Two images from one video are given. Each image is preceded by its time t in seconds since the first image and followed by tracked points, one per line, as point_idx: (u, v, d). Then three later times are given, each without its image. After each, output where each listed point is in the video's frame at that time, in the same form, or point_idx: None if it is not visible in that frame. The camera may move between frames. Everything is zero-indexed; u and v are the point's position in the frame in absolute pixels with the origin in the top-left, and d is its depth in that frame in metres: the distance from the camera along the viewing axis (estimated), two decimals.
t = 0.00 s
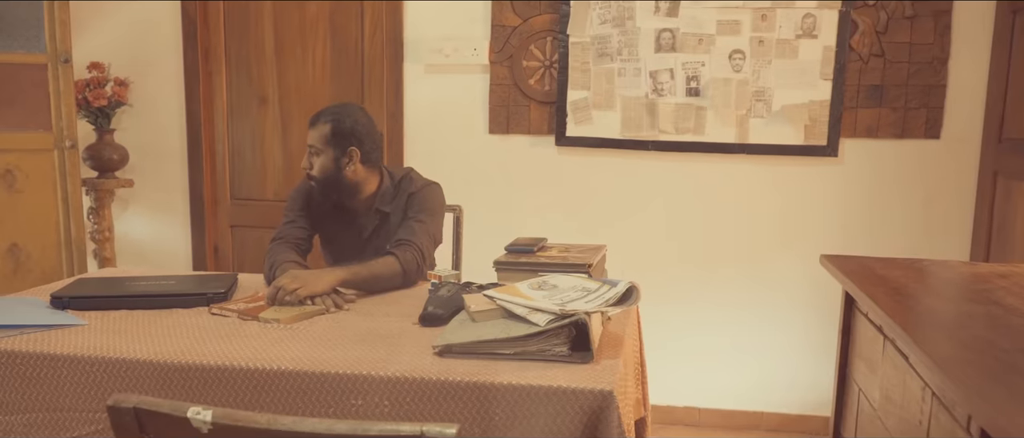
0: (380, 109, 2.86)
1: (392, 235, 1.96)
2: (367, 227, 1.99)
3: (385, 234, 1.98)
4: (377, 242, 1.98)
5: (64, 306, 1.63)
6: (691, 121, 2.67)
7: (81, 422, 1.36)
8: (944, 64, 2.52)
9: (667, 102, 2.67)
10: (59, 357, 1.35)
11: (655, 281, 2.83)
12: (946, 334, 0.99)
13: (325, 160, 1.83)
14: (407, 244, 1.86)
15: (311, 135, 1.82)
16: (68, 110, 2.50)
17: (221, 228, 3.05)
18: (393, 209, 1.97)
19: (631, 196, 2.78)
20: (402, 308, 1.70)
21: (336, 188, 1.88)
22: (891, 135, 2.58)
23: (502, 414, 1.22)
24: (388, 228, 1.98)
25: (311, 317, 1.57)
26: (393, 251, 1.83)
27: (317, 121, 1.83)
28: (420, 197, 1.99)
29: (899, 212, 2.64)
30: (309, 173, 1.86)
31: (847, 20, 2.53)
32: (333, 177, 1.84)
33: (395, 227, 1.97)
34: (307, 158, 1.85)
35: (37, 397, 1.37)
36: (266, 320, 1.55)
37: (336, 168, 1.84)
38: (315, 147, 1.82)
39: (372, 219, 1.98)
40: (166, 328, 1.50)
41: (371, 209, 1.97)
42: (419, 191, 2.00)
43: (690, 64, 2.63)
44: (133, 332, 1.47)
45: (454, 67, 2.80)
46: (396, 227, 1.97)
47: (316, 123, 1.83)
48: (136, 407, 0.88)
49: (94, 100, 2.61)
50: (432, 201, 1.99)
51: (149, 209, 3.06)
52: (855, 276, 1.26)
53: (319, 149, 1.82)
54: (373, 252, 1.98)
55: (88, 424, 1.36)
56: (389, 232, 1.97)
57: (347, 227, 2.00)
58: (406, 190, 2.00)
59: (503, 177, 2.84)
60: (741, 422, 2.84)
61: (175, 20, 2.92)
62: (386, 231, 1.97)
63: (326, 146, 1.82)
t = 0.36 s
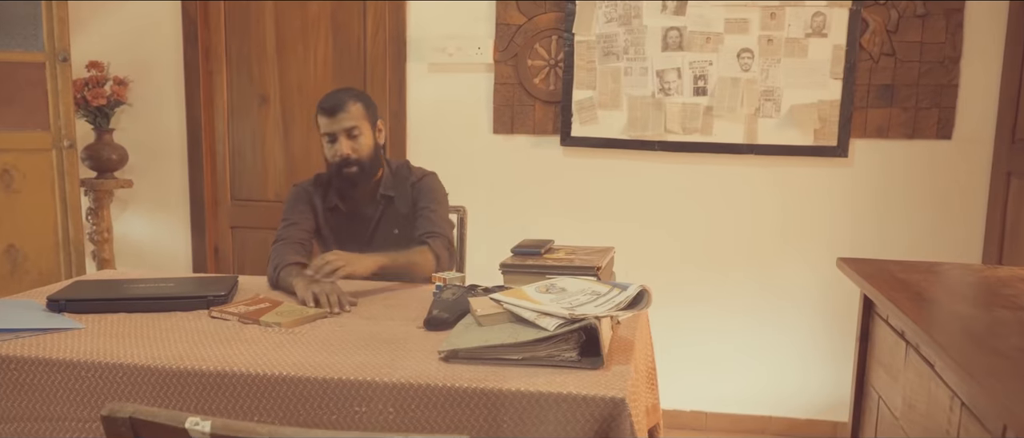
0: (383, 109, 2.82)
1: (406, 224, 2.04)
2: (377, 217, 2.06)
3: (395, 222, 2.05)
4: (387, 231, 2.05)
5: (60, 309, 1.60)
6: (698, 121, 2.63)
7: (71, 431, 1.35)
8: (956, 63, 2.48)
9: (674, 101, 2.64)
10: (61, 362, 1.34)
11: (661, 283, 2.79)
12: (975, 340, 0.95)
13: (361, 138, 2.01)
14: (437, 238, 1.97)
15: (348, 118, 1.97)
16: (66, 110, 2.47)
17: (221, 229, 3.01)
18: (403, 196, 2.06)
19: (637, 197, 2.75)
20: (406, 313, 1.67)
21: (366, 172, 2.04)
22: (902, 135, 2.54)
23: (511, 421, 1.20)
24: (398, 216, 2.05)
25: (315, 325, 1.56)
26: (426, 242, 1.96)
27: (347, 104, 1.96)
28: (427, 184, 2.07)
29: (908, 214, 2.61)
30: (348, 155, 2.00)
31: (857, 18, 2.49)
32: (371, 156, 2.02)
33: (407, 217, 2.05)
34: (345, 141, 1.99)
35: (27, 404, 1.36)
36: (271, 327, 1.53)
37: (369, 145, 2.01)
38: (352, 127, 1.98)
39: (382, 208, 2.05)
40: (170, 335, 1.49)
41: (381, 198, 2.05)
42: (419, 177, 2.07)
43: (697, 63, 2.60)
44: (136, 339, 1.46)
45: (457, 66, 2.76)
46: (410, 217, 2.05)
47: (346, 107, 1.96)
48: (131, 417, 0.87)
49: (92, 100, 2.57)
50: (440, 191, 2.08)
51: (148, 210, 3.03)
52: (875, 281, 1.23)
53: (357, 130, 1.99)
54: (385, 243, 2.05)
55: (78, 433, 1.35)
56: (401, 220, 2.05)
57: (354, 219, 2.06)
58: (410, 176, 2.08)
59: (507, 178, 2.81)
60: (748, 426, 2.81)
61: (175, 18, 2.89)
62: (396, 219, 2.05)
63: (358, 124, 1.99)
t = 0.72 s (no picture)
0: (384, 105, 2.78)
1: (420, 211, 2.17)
2: (387, 205, 2.15)
3: (405, 210, 2.17)
4: (399, 218, 2.16)
5: (51, 310, 1.57)
6: (705, 118, 2.59)
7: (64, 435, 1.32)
8: (968, 59, 2.44)
9: (680, 99, 2.59)
10: (50, 364, 1.30)
11: (666, 284, 2.75)
12: (1004, 343, 0.91)
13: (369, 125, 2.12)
14: (467, 231, 2.10)
15: (360, 105, 2.09)
16: (61, 107, 2.42)
17: (219, 229, 2.96)
18: (410, 183, 2.19)
19: (641, 196, 2.71)
20: (409, 315, 1.63)
21: (378, 160, 2.13)
22: (913, 133, 2.50)
23: (516, 427, 1.16)
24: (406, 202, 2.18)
25: (313, 328, 1.52)
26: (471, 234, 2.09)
27: (357, 93, 2.10)
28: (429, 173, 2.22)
29: (917, 214, 2.57)
30: (363, 141, 2.09)
31: (867, 14, 2.45)
32: (382, 142, 2.12)
33: (418, 203, 2.18)
34: (358, 128, 2.09)
35: (18, 408, 1.33)
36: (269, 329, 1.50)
37: (378, 132, 2.13)
38: (362, 115, 2.10)
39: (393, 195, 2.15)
40: (164, 338, 1.45)
41: (390, 186, 2.15)
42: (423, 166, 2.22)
43: (704, 59, 2.56)
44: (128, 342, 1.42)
45: (460, 63, 2.72)
46: (422, 205, 2.18)
47: (357, 96, 2.09)
48: (116, 425, 0.84)
49: (89, 97, 2.53)
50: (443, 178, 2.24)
51: (146, 209, 2.99)
52: (894, 282, 1.19)
53: (367, 118, 2.11)
54: (402, 230, 2.16)
55: None
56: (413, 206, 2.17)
57: (364, 209, 2.13)
58: (410, 167, 2.22)
59: (510, 178, 2.77)
60: (755, 429, 2.76)
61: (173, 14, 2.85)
62: (407, 206, 2.17)
63: (367, 112, 2.11)
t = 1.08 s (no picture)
0: (383, 101, 2.74)
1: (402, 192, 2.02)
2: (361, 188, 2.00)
3: (381, 191, 2.02)
4: (375, 200, 2.01)
5: (39, 310, 1.54)
6: (710, 116, 2.55)
7: None
8: (979, 56, 2.40)
9: (685, 95, 2.55)
10: (37, 365, 1.26)
11: (669, 284, 2.71)
12: None
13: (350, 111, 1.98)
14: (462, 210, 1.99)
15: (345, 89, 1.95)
16: (55, 104, 2.39)
17: (216, 228, 2.93)
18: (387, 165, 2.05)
19: (645, 195, 2.67)
20: (407, 316, 1.59)
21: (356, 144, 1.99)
22: (922, 131, 2.46)
23: (515, 433, 1.12)
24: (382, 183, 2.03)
25: (310, 331, 1.48)
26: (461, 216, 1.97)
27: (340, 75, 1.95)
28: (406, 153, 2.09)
29: (925, 212, 2.52)
30: (345, 126, 1.95)
31: (876, 9, 2.41)
32: (361, 127, 1.99)
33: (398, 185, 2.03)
34: (340, 113, 1.95)
35: (7, 410, 1.29)
36: (265, 332, 1.46)
37: (357, 119, 1.99)
38: (344, 100, 1.96)
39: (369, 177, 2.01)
40: (156, 339, 1.42)
41: (364, 168, 2.01)
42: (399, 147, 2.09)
43: (710, 55, 2.51)
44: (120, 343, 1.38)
45: (460, 59, 2.68)
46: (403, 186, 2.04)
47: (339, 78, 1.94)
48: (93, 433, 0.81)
49: (84, 94, 2.49)
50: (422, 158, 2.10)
51: (142, 207, 2.96)
52: (911, 283, 1.14)
53: (349, 103, 1.97)
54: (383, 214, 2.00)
55: None
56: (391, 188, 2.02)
57: (339, 195, 1.98)
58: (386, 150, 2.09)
59: (511, 176, 2.73)
60: (760, 432, 2.72)
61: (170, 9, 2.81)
62: (385, 188, 2.02)
63: (347, 97, 1.97)
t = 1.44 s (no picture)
0: (383, 100, 2.70)
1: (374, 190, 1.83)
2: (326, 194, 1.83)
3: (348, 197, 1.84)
4: (342, 206, 1.84)
5: (29, 313, 1.63)
6: (716, 114, 2.50)
7: None
8: (993, 52, 2.35)
9: (691, 93, 2.50)
10: (25, 372, 1.24)
11: (673, 286, 2.67)
12: None
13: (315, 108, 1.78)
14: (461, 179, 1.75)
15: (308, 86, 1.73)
16: (50, 102, 2.35)
17: (213, 228, 2.89)
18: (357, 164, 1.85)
19: (648, 195, 2.62)
20: (406, 319, 1.56)
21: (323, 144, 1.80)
22: (934, 130, 2.41)
23: None
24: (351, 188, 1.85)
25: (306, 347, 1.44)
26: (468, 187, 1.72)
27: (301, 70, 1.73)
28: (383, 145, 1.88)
29: (935, 212, 2.48)
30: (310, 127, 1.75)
31: (886, 5, 2.36)
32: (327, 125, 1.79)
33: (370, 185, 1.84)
34: (303, 112, 1.74)
35: None
36: (258, 351, 1.43)
37: (321, 115, 1.79)
38: (307, 96, 1.75)
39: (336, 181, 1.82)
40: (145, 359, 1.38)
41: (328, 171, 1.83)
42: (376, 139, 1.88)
43: (716, 52, 2.47)
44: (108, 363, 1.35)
45: (461, 56, 2.64)
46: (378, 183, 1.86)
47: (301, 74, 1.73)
48: None
49: (78, 91, 2.45)
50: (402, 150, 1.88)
51: (138, 207, 2.92)
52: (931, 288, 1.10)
53: (311, 99, 1.76)
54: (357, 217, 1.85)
55: None
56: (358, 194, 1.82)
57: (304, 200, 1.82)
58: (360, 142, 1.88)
59: (513, 175, 2.69)
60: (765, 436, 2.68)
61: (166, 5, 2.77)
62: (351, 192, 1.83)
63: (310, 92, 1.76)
